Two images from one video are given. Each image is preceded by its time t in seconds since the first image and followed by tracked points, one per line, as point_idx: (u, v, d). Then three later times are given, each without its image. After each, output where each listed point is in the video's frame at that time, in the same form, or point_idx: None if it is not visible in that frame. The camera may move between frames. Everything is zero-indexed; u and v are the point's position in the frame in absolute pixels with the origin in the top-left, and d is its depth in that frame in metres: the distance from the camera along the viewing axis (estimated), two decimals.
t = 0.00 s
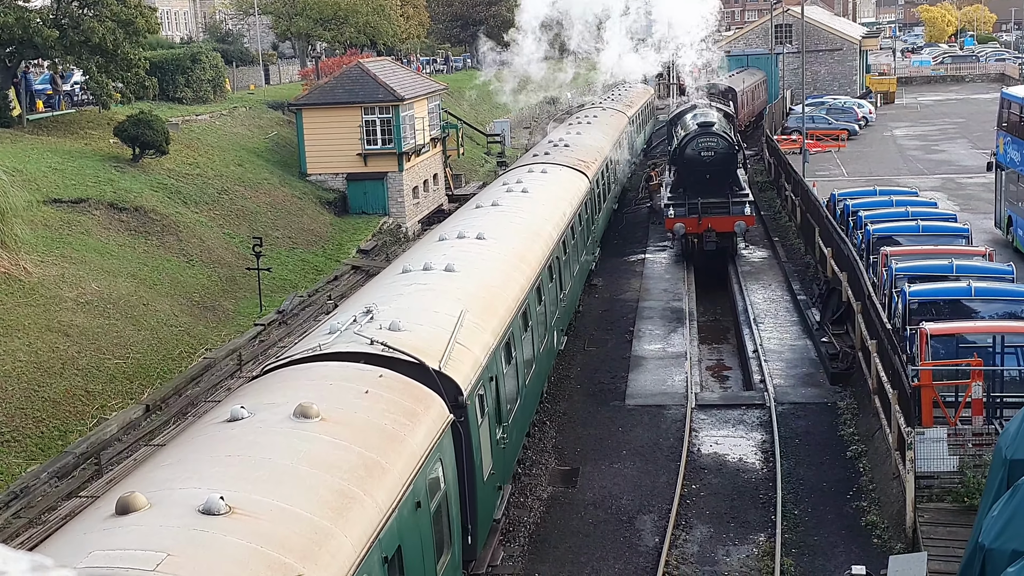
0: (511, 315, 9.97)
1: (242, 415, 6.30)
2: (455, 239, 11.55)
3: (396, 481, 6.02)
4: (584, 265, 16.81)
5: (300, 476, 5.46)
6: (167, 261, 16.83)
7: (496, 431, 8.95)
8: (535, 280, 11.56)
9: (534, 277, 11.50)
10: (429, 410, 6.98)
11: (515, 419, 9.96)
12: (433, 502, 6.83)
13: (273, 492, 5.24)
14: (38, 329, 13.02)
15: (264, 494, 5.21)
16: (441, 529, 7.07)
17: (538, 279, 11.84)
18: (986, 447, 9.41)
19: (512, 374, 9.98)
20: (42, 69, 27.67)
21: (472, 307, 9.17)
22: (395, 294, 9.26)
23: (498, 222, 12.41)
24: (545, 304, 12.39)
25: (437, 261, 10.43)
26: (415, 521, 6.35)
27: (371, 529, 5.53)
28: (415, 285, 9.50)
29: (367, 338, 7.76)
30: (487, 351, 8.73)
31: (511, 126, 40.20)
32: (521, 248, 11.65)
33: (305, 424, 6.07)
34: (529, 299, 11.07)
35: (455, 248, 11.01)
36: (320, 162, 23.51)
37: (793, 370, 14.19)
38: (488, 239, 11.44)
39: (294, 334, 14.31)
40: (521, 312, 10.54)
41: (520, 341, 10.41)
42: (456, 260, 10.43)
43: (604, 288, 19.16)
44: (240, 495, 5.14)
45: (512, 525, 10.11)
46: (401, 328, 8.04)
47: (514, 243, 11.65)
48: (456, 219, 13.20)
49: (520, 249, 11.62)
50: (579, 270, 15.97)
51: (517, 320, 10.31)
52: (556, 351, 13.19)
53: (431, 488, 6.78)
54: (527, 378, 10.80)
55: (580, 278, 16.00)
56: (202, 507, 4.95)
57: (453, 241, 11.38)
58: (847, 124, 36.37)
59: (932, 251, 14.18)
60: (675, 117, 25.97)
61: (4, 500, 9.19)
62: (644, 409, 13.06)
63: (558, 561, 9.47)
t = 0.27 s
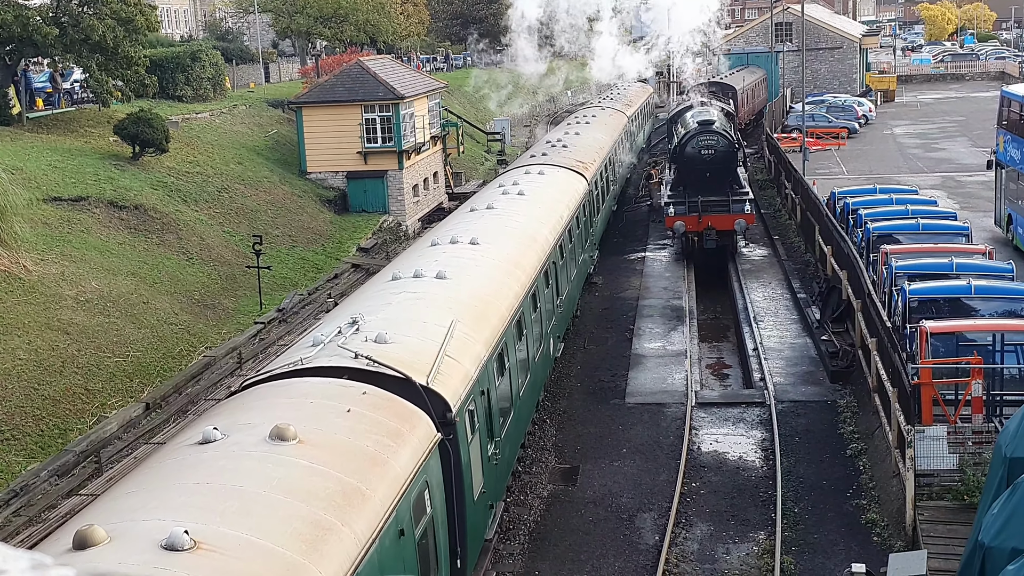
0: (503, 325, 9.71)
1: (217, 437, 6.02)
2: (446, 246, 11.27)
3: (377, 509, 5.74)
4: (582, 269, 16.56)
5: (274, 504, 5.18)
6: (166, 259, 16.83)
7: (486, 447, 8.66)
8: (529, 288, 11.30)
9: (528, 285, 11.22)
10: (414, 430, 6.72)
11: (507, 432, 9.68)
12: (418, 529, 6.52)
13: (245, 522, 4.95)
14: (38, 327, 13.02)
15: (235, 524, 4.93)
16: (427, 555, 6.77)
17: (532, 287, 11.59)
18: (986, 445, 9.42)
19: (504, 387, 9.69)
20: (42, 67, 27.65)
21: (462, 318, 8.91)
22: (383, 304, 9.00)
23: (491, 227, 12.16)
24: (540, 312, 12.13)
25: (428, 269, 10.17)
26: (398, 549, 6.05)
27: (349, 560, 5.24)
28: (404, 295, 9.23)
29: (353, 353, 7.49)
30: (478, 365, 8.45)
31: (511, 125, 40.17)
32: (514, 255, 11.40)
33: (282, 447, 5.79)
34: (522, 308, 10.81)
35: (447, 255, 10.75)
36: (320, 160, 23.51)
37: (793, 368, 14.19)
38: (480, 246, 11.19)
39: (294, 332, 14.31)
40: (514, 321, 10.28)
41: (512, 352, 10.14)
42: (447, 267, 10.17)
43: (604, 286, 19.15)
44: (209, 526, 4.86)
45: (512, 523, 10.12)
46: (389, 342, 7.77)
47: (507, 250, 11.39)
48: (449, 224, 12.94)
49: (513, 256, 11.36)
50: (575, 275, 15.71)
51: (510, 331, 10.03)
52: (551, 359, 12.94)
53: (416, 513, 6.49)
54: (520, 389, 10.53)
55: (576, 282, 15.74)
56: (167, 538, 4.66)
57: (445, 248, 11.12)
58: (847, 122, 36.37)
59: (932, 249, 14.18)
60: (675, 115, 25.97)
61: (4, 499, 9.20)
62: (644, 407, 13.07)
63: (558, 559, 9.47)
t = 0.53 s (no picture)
0: (496, 335, 9.30)
1: (185, 460, 5.65)
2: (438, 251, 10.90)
3: (353, 541, 5.35)
4: (579, 273, 16.21)
5: (240, 537, 4.80)
6: (166, 257, 16.82)
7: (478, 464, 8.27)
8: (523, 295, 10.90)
9: (522, 291, 10.83)
10: (396, 452, 6.32)
11: (499, 448, 9.26)
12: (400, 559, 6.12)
13: (207, 557, 4.57)
14: (38, 326, 13.02)
15: (196, 560, 4.55)
16: None
17: (527, 293, 11.21)
18: (986, 444, 9.43)
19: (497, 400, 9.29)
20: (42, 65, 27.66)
21: (452, 328, 8.51)
22: (370, 314, 8.61)
23: (485, 232, 11.78)
24: (535, 319, 11.74)
25: (417, 276, 9.78)
26: None
27: None
28: (392, 303, 8.85)
29: (334, 368, 7.11)
30: (468, 377, 8.05)
31: (511, 123, 40.18)
32: (509, 261, 11.02)
33: (253, 472, 5.42)
34: (516, 315, 10.42)
35: (437, 261, 10.36)
36: (319, 158, 23.49)
37: (793, 367, 14.18)
38: (472, 252, 10.82)
39: (294, 330, 14.32)
40: (507, 330, 9.88)
41: (505, 362, 9.73)
42: (437, 274, 9.79)
43: (604, 284, 19.14)
44: (170, 561, 4.48)
45: (511, 522, 10.12)
46: (373, 355, 7.38)
47: (501, 255, 11.01)
48: (441, 228, 12.56)
49: (507, 261, 10.99)
50: (572, 279, 15.33)
51: (503, 340, 9.62)
52: (547, 367, 12.55)
53: (398, 542, 6.10)
54: (513, 402, 10.12)
55: (573, 286, 15.36)
56: None
57: (437, 254, 10.75)
58: (847, 120, 36.37)
59: (932, 247, 14.17)
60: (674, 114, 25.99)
61: (4, 497, 9.20)
62: (643, 405, 13.06)
63: (557, 558, 9.47)
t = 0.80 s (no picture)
0: (488, 347, 8.91)
1: (151, 488, 5.27)
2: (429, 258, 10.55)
3: None
4: (577, 277, 15.88)
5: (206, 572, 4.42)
6: (167, 255, 16.83)
7: (468, 484, 7.87)
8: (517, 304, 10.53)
9: (517, 299, 10.47)
10: (379, 477, 5.93)
11: (492, 465, 8.87)
12: None
13: None
14: (38, 324, 13.02)
15: None
16: None
17: (522, 301, 10.85)
18: (986, 442, 9.45)
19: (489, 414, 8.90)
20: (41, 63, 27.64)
21: (442, 341, 8.12)
22: (355, 326, 8.23)
23: (479, 238, 11.41)
24: (530, 328, 11.36)
25: (406, 285, 9.39)
26: None
27: None
28: (379, 314, 8.47)
29: (315, 385, 6.72)
30: (458, 393, 7.66)
31: (511, 121, 40.16)
32: (502, 268, 10.66)
33: (221, 501, 5.04)
34: (510, 325, 10.04)
35: (428, 269, 9.99)
36: (319, 156, 23.49)
37: (794, 365, 14.17)
38: (465, 258, 10.47)
39: (295, 328, 14.33)
40: (500, 341, 9.49)
41: (498, 375, 9.34)
42: (427, 283, 9.42)
43: (605, 283, 19.14)
44: None
45: (512, 520, 10.12)
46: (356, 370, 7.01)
47: (494, 262, 10.65)
48: (434, 234, 12.20)
49: (500, 268, 10.62)
50: (570, 284, 14.97)
51: (496, 350, 9.24)
52: (543, 377, 12.19)
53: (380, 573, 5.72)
54: (507, 416, 9.74)
55: (571, 292, 15.00)
56: None
57: (428, 260, 10.40)
58: (848, 118, 36.36)
59: (933, 245, 14.17)
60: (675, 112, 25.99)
61: (5, 495, 9.21)
62: (644, 403, 13.07)
63: (558, 555, 9.47)
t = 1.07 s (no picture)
0: (479, 359, 8.55)
1: (111, 520, 4.87)
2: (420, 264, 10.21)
3: None
4: (575, 281, 15.53)
5: None
6: (167, 253, 16.83)
7: (457, 505, 7.52)
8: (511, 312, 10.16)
9: (511, 306, 10.15)
10: (359, 505, 5.56)
11: (483, 483, 8.51)
12: None
13: None
14: (39, 322, 13.02)
15: None
16: None
17: (516, 309, 10.48)
18: (987, 439, 9.44)
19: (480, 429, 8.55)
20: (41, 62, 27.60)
21: (430, 353, 7.76)
22: (340, 338, 7.85)
23: (471, 243, 11.04)
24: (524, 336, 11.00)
25: (395, 294, 9.02)
26: None
27: None
28: (365, 324, 8.12)
29: (293, 403, 6.36)
30: (446, 410, 7.32)
31: (512, 118, 40.13)
32: (495, 275, 10.30)
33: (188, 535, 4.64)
34: (503, 334, 9.68)
35: (418, 276, 9.63)
36: (320, 154, 23.48)
37: (794, 362, 14.17)
38: (457, 265, 10.12)
39: (296, 326, 14.34)
40: (492, 352, 9.11)
41: (490, 387, 8.97)
42: (416, 292, 9.05)
43: (605, 280, 19.13)
44: None
45: (513, 517, 10.12)
46: (338, 387, 6.66)
47: (486, 269, 10.29)
48: (426, 239, 11.84)
49: (493, 275, 10.26)
50: (567, 289, 14.60)
51: (488, 361, 8.89)
52: (538, 386, 11.83)
53: None
54: (500, 430, 9.37)
55: (568, 297, 14.64)
56: None
57: (419, 267, 10.04)
58: (848, 115, 36.33)
59: (933, 242, 14.16)
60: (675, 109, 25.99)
61: (6, 493, 9.21)
62: (645, 400, 13.07)
63: (559, 553, 9.48)
